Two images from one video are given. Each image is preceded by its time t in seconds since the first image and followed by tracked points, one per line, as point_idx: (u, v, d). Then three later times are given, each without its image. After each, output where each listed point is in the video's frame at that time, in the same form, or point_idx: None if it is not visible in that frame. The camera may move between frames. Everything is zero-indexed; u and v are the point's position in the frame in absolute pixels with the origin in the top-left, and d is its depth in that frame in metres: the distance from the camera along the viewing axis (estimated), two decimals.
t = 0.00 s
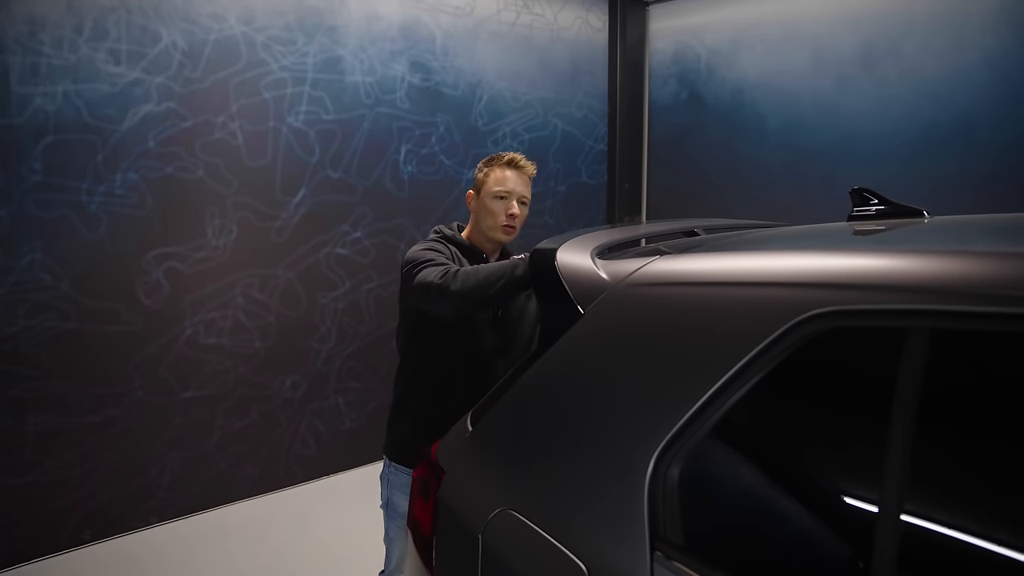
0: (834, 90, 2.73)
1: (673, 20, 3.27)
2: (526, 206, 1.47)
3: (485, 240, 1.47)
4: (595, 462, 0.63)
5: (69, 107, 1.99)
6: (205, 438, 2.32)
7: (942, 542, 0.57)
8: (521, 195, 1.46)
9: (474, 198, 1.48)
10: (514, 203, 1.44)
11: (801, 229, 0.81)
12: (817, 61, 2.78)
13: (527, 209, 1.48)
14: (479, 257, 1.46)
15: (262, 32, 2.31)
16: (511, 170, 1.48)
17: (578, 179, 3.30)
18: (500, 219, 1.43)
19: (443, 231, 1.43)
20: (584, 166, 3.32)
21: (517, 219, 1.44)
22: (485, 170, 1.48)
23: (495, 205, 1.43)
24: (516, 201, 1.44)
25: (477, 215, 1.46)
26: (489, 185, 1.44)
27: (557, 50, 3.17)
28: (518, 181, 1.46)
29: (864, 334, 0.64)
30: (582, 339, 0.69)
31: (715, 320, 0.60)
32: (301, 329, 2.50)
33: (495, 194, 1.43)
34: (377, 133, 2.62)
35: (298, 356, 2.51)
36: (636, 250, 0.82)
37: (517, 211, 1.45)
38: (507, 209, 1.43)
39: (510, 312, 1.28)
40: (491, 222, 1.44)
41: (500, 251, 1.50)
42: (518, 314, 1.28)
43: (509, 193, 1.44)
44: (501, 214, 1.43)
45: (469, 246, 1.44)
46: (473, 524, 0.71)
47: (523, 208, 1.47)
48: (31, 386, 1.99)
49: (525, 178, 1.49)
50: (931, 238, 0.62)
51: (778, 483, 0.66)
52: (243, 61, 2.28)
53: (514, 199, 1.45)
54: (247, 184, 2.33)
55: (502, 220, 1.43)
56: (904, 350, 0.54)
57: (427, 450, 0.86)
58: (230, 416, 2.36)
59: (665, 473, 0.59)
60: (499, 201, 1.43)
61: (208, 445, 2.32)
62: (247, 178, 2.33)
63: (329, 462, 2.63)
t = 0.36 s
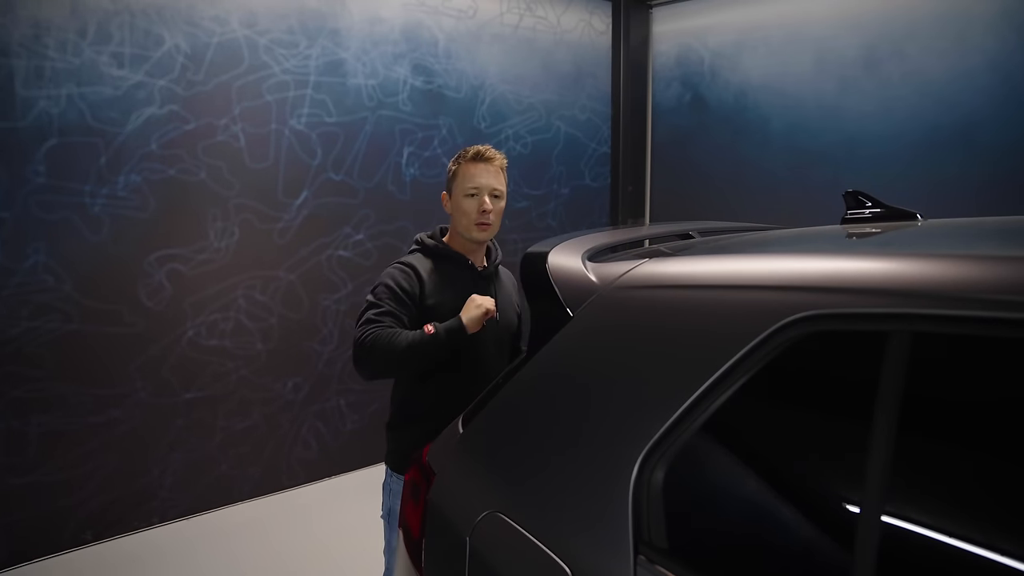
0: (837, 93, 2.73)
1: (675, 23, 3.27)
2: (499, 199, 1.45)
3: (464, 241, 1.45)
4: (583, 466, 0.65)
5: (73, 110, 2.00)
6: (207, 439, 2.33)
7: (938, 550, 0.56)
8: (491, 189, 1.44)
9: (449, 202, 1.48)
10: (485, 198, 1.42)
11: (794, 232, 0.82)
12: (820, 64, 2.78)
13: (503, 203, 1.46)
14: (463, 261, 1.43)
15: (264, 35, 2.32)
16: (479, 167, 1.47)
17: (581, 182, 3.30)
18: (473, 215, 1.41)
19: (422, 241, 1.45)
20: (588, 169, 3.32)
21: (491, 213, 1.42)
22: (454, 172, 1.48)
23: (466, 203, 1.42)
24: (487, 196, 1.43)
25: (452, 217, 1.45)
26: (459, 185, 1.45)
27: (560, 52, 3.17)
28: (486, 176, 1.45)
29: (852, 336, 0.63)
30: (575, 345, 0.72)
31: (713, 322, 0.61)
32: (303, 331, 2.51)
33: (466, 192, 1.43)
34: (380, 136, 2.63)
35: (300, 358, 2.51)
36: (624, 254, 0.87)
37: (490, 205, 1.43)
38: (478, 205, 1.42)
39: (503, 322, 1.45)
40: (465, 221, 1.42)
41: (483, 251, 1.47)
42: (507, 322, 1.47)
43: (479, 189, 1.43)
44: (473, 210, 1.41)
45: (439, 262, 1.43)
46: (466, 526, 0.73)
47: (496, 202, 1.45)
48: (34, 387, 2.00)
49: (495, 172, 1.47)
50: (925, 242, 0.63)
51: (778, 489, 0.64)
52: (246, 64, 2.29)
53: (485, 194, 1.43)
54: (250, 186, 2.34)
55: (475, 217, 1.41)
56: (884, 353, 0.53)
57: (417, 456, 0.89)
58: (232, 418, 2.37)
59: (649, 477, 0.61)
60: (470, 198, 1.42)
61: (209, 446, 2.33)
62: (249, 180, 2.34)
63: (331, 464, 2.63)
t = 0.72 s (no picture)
0: (843, 97, 2.72)
1: (681, 27, 3.27)
2: (441, 214, 1.35)
3: (408, 262, 1.35)
4: (573, 472, 0.66)
5: (80, 115, 2.02)
6: (212, 443, 2.33)
7: (925, 554, 0.56)
8: (433, 205, 1.34)
9: (386, 220, 1.37)
10: (427, 217, 1.32)
11: (793, 237, 0.82)
12: (825, 68, 2.77)
13: (445, 217, 1.36)
14: (404, 283, 1.34)
15: (270, 40, 2.34)
16: (418, 177, 1.36)
17: (587, 186, 3.30)
18: (416, 237, 1.32)
19: (361, 262, 1.34)
20: (593, 173, 3.31)
21: (434, 232, 1.33)
22: (389, 186, 1.36)
23: (406, 223, 1.32)
24: (428, 214, 1.33)
25: (392, 238, 1.35)
26: (397, 201, 1.34)
27: (566, 57, 3.17)
28: (425, 190, 1.35)
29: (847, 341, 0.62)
30: (567, 351, 0.72)
31: (707, 326, 0.62)
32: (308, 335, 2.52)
33: (404, 211, 1.32)
34: (385, 140, 2.64)
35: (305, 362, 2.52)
36: (619, 260, 0.87)
37: (432, 224, 1.33)
38: (418, 224, 1.32)
39: (457, 340, 1.38)
40: (407, 243, 1.32)
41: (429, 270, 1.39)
42: (463, 338, 1.40)
43: (419, 207, 1.33)
44: (415, 231, 1.32)
45: (374, 285, 1.33)
46: (455, 532, 0.74)
47: (438, 217, 1.35)
48: (41, 390, 2.02)
49: (435, 183, 1.37)
50: (919, 246, 0.64)
51: (774, 490, 0.65)
52: (251, 69, 2.31)
53: (426, 211, 1.33)
54: (256, 191, 2.35)
55: (417, 238, 1.32)
56: (874, 356, 0.57)
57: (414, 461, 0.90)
58: (236, 422, 2.38)
59: (639, 484, 0.62)
60: (410, 217, 1.32)
61: (214, 450, 2.34)
62: (254, 185, 2.35)
63: (336, 469, 2.63)
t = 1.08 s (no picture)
0: (856, 103, 2.69)
1: (694, 35, 3.26)
2: (360, 225, 1.28)
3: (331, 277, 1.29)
4: (577, 480, 0.68)
5: (97, 124, 2.05)
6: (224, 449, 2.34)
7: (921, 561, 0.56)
8: (351, 216, 1.27)
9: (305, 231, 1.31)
10: (344, 230, 1.25)
11: (804, 245, 0.81)
12: (838, 75, 2.74)
13: (367, 228, 1.29)
14: (328, 302, 1.27)
15: (284, 49, 2.36)
16: (334, 184, 1.28)
17: (600, 194, 3.28)
18: (333, 252, 1.25)
19: (281, 276, 1.29)
20: (607, 181, 3.30)
21: (352, 246, 1.26)
22: (306, 195, 1.28)
23: (322, 237, 1.25)
24: (345, 227, 1.26)
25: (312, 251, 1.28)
26: (313, 213, 1.27)
27: (579, 64, 3.16)
28: (342, 200, 1.27)
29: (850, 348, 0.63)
30: (573, 358, 0.74)
31: (706, 334, 0.62)
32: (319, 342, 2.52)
33: (320, 223, 1.26)
34: (398, 148, 2.65)
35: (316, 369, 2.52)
36: (625, 267, 0.88)
37: (350, 237, 1.26)
38: (335, 237, 1.25)
39: (388, 358, 1.31)
40: (324, 258, 1.26)
41: (354, 285, 1.32)
42: (395, 354, 1.33)
43: (335, 219, 1.26)
44: (331, 246, 1.25)
45: (290, 308, 1.26)
46: (461, 535, 0.79)
47: (357, 229, 1.28)
48: (55, 394, 2.03)
49: (354, 190, 1.29)
50: (926, 252, 0.63)
51: (779, 496, 0.67)
52: (265, 77, 2.33)
53: (343, 223, 1.26)
54: (269, 198, 2.37)
55: (334, 253, 1.25)
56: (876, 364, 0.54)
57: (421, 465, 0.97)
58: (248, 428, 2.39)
59: (640, 494, 0.63)
60: (326, 231, 1.26)
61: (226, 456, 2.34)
62: (267, 193, 2.36)
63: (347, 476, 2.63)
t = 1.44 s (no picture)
0: (877, 111, 2.64)
1: (713, 45, 3.23)
2: (354, 239, 1.28)
3: (319, 291, 1.27)
4: (588, 490, 0.66)
5: (119, 134, 2.07)
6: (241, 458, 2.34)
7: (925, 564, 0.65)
8: (345, 230, 1.26)
9: (288, 246, 1.27)
10: (340, 245, 1.24)
11: (822, 254, 0.78)
12: (858, 83, 2.69)
13: (357, 241, 1.30)
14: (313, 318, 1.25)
15: (304, 59, 2.38)
16: (325, 198, 1.26)
17: (619, 205, 3.25)
18: (330, 267, 1.23)
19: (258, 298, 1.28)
20: (625, 191, 3.27)
21: (350, 261, 1.25)
22: (293, 209, 1.25)
23: (318, 252, 1.23)
24: (341, 241, 1.25)
25: (299, 266, 1.25)
26: (303, 230, 1.24)
27: (598, 74, 3.14)
28: (337, 214, 1.26)
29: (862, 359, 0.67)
30: (584, 366, 0.72)
31: (723, 341, 0.62)
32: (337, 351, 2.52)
33: (314, 240, 1.23)
34: (416, 158, 2.65)
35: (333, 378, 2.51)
36: (641, 276, 0.86)
37: (347, 252, 1.25)
38: (333, 252, 1.23)
39: (374, 370, 1.28)
40: (320, 274, 1.24)
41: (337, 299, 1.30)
42: (382, 365, 1.30)
43: (331, 233, 1.24)
44: (328, 261, 1.23)
45: (265, 327, 1.25)
46: (471, 547, 0.76)
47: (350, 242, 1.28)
48: (76, 401, 2.05)
49: (344, 204, 1.28)
50: (951, 258, 0.62)
51: (793, 505, 0.69)
52: (285, 88, 2.34)
53: (339, 237, 1.25)
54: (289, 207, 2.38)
55: (333, 268, 1.23)
56: (896, 373, 0.57)
57: (434, 475, 0.94)
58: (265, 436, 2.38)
59: (654, 504, 0.62)
60: (323, 245, 1.23)
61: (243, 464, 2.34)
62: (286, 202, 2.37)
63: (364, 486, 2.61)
